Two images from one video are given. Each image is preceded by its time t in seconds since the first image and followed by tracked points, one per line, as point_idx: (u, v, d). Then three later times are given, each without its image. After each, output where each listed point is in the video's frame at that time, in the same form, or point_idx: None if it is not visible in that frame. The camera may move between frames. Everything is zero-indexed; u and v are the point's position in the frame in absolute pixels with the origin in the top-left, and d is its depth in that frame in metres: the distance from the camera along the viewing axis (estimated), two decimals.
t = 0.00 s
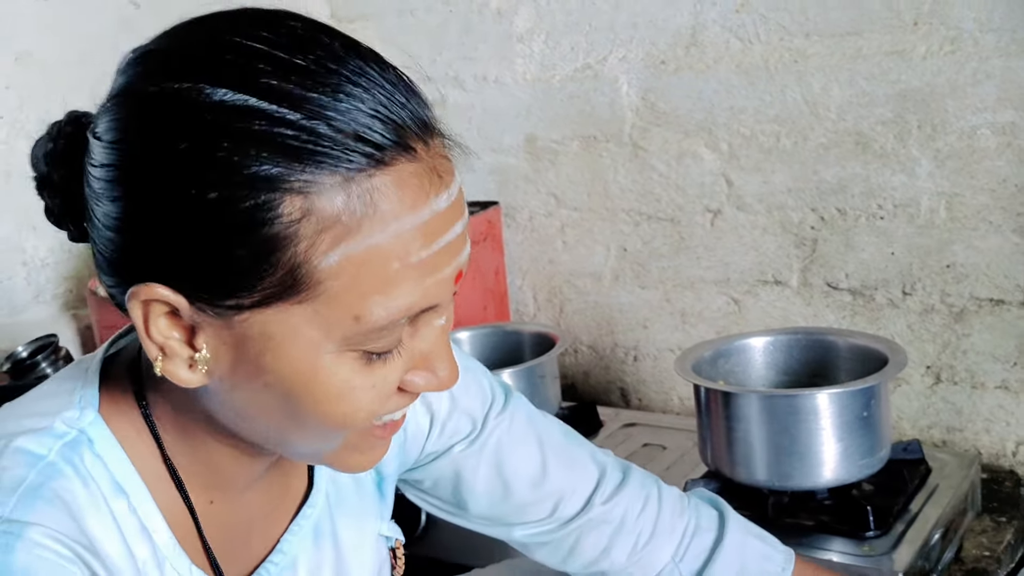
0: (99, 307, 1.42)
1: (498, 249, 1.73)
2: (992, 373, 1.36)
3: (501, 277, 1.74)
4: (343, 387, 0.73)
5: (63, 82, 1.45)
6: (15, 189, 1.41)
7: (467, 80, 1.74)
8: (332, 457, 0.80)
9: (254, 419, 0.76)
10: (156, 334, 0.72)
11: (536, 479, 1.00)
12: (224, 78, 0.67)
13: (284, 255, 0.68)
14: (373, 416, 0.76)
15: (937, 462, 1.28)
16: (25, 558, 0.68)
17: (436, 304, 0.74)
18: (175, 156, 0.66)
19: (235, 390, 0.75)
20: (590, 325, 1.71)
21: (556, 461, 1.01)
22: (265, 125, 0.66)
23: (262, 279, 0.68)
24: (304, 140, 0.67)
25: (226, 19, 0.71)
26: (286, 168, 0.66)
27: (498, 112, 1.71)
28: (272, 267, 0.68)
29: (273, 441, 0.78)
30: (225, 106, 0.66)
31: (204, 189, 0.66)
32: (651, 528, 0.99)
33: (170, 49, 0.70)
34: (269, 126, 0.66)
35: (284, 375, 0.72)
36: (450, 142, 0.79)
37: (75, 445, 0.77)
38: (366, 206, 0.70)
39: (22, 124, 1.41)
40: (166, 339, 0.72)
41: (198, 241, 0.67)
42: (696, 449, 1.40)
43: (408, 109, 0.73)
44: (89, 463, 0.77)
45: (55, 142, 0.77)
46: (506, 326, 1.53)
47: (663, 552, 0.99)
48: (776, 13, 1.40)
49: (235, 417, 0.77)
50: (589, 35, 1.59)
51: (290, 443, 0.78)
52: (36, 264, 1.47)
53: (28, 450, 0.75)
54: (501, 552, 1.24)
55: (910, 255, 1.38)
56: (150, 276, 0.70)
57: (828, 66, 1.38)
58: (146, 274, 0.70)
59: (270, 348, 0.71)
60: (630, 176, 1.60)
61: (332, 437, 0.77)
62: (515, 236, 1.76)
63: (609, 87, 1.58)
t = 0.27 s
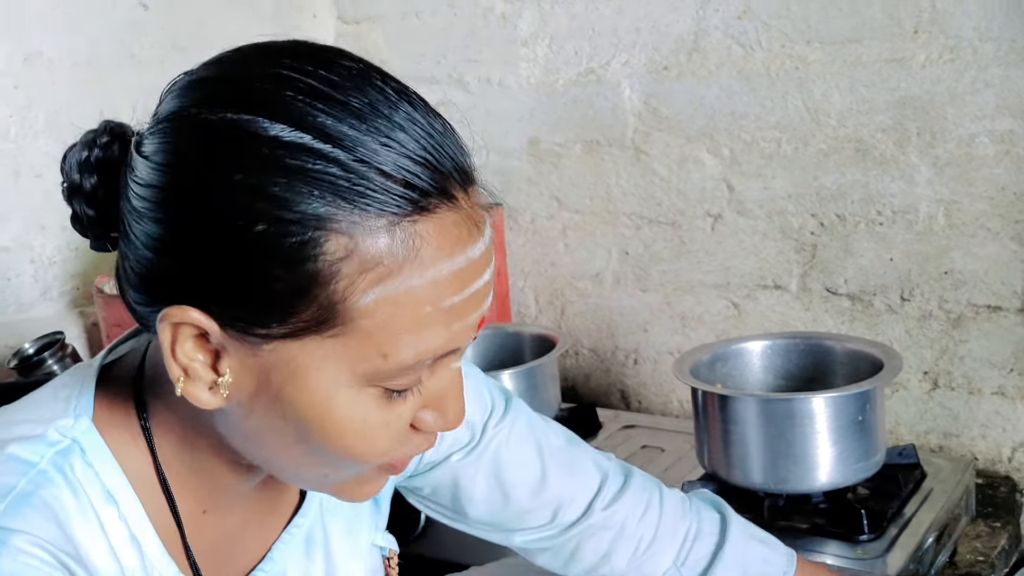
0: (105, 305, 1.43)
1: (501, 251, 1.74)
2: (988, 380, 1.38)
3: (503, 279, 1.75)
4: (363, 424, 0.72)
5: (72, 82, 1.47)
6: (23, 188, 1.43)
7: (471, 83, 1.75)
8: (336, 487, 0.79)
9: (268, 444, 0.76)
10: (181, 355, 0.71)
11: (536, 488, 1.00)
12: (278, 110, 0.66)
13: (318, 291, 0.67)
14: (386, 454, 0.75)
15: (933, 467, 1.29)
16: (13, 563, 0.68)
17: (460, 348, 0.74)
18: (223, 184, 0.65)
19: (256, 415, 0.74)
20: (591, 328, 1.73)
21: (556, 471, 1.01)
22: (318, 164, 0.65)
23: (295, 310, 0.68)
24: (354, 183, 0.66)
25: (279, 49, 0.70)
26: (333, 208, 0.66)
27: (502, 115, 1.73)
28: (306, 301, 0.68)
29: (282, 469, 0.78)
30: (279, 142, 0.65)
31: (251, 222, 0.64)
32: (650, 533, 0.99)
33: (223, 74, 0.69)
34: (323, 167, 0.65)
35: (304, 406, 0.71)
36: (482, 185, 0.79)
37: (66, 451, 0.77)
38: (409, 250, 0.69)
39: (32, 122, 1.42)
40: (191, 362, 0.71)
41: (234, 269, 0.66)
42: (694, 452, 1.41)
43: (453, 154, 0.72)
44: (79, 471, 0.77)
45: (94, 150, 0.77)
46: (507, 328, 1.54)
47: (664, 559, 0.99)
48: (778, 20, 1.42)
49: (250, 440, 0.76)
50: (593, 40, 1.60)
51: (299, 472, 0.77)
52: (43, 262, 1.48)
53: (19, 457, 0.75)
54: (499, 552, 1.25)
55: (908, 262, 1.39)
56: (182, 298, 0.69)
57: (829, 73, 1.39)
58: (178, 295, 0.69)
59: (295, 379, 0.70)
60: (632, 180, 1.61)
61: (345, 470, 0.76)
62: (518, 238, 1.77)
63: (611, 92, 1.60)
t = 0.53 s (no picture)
0: (116, 304, 1.43)
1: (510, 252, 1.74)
2: (998, 383, 1.37)
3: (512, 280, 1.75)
4: (398, 408, 0.71)
5: (84, 81, 1.47)
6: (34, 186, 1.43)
7: (480, 83, 1.75)
8: (370, 482, 0.78)
9: (300, 439, 0.74)
10: (210, 352, 0.69)
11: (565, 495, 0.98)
12: (292, 93, 0.66)
13: (348, 272, 0.67)
14: (420, 440, 0.74)
15: (943, 470, 1.29)
16: (31, 565, 0.68)
17: (489, 326, 0.74)
18: (242, 171, 0.64)
19: (286, 409, 0.72)
20: (600, 329, 1.72)
21: (587, 477, 0.99)
22: (339, 142, 0.65)
23: (325, 292, 0.67)
24: (375, 159, 0.66)
25: (288, 42, 0.70)
26: (356, 186, 0.66)
27: (512, 116, 1.73)
28: (336, 283, 0.67)
29: (314, 464, 0.77)
30: (297, 122, 0.65)
31: (275, 205, 0.64)
32: (682, 543, 0.97)
33: (231, 66, 0.69)
34: (345, 145, 0.65)
35: (337, 394, 0.70)
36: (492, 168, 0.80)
37: (90, 452, 0.76)
38: (432, 226, 0.69)
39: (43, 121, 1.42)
40: (220, 358, 0.70)
41: (262, 256, 0.65)
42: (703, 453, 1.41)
43: (466, 131, 0.73)
44: (102, 472, 0.76)
45: (107, 160, 0.76)
46: (516, 329, 1.54)
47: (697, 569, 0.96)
48: (789, 22, 1.41)
49: (280, 436, 0.75)
50: (602, 41, 1.60)
51: (332, 466, 0.76)
52: (53, 260, 1.48)
53: (42, 457, 0.74)
54: (508, 553, 1.25)
55: (918, 264, 1.39)
56: (207, 292, 0.68)
57: (839, 75, 1.39)
58: (203, 290, 0.68)
59: (327, 366, 0.69)
60: (641, 181, 1.61)
61: (378, 460, 0.75)
62: (526, 239, 1.77)
63: (621, 93, 1.60)
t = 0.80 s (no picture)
0: (117, 302, 1.43)
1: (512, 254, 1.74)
2: (1002, 386, 1.37)
3: (514, 281, 1.75)
4: (383, 403, 0.70)
5: (87, 78, 1.47)
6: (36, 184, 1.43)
7: (484, 83, 1.75)
8: (362, 485, 0.77)
9: (286, 438, 0.73)
10: (192, 345, 0.69)
11: (564, 498, 0.98)
12: (275, 82, 0.66)
13: (330, 263, 0.66)
14: (410, 440, 0.73)
15: (945, 473, 1.29)
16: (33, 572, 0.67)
17: (481, 323, 0.73)
18: (226, 159, 0.65)
19: (271, 405, 0.72)
20: (602, 330, 1.72)
21: (587, 480, 0.99)
22: (320, 130, 0.65)
23: (306, 283, 0.66)
24: (358, 146, 0.66)
25: (275, 35, 0.70)
26: (337, 174, 0.65)
27: (515, 116, 1.73)
28: (317, 274, 0.66)
29: (303, 466, 0.75)
30: (279, 110, 0.65)
31: (255, 193, 0.64)
32: (680, 548, 0.97)
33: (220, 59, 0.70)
34: (326, 130, 0.65)
35: (321, 390, 0.69)
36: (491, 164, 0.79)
37: (91, 456, 0.76)
38: (415, 215, 0.69)
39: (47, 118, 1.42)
40: (202, 352, 0.70)
41: (242, 246, 0.65)
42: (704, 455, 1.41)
43: (456, 123, 0.73)
44: (105, 477, 0.75)
45: (99, 157, 0.77)
46: (519, 329, 1.54)
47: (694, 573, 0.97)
48: (793, 23, 1.41)
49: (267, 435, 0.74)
50: (606, 42, 1.60)
51: (320, 467, 0.75)
52: (55, 258, 1.48)
53: (43, 462, 0.74)
54: (510, 553, 1.24)
55: (922, 267, 1.39)
56: (188, 284, 0.68)
57: (844, 76, 1.39)
58: (184, 282, 0.68)
59: (309, 359, 0.69)
60: (644, 182, 1.61)
61: (367, 461, 0.73)
62: (529, 239, 1.77)
63: (625, 94, 1.59)
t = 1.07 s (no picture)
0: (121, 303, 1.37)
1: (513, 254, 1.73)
2: (1001, 388, 1.37)
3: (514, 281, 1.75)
4: (386, 489, 0.72)
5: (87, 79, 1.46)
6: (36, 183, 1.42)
7: (484, 83, 1.75)
8: (368, 558, 0.78)
9: (291, 514, 0.75)
10: (191, 422, 0.71)
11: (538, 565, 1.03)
12: (279, 155, 0.66)
13: (335, 348, 0.67)
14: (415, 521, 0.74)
15: (945, 475, 1.29)
16: None
17: (492, 403, 0.74)
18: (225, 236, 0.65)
19: (274, 482, 0.74)
20: (602, 330, 1.72)
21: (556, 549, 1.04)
22: (327, 213, 0.65)
23: (309, 370, 0.68)
24: (364, 228, 0.66)
25: (281, 94, 0.70)
26: (342, 258, 0.65)
27: (516, 117, 1.72)
28: (322, 360, 0.68)
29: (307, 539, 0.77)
30: (281, 186, 0.65)
31: (254, 276, 0.64)
32: None
33: (221, 119, 0.69)
34: (335, 214, 0.65)
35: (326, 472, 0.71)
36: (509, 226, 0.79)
37: (94, 505, 0.78)
38: (422, 297, 0.69)
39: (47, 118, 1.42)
40: (202, 430, 0.72)
41: (243, 331, 0.66)
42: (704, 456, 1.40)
43: (469, 193, 0.72)
44: (108, 526, 0.78)
45: (96, 206, 0.77)
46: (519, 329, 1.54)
47: None
48: (794, 24, 1.41)
49: (269, 509, 0.76)
50: (607, 42, 1.60)
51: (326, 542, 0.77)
52: (55, 258, 1.44)
53: (49, 514, 0.76)
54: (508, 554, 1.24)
55: (922, 268, 1.39)
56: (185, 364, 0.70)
57: (845, 77, 1.39)
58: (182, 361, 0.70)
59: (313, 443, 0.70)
60: (645, 183, 1.61)
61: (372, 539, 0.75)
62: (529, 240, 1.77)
63: (625, 94, 1.59)
